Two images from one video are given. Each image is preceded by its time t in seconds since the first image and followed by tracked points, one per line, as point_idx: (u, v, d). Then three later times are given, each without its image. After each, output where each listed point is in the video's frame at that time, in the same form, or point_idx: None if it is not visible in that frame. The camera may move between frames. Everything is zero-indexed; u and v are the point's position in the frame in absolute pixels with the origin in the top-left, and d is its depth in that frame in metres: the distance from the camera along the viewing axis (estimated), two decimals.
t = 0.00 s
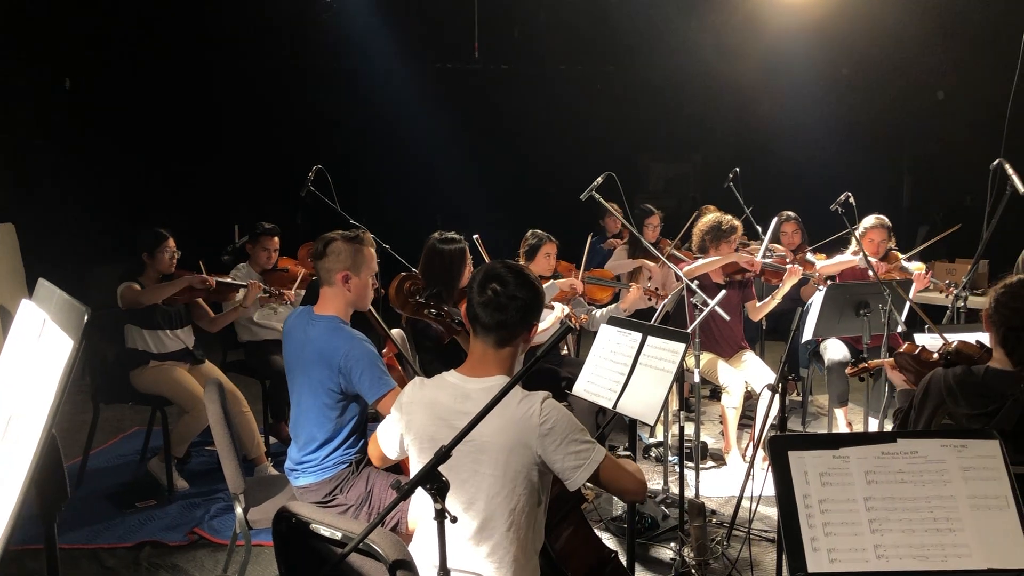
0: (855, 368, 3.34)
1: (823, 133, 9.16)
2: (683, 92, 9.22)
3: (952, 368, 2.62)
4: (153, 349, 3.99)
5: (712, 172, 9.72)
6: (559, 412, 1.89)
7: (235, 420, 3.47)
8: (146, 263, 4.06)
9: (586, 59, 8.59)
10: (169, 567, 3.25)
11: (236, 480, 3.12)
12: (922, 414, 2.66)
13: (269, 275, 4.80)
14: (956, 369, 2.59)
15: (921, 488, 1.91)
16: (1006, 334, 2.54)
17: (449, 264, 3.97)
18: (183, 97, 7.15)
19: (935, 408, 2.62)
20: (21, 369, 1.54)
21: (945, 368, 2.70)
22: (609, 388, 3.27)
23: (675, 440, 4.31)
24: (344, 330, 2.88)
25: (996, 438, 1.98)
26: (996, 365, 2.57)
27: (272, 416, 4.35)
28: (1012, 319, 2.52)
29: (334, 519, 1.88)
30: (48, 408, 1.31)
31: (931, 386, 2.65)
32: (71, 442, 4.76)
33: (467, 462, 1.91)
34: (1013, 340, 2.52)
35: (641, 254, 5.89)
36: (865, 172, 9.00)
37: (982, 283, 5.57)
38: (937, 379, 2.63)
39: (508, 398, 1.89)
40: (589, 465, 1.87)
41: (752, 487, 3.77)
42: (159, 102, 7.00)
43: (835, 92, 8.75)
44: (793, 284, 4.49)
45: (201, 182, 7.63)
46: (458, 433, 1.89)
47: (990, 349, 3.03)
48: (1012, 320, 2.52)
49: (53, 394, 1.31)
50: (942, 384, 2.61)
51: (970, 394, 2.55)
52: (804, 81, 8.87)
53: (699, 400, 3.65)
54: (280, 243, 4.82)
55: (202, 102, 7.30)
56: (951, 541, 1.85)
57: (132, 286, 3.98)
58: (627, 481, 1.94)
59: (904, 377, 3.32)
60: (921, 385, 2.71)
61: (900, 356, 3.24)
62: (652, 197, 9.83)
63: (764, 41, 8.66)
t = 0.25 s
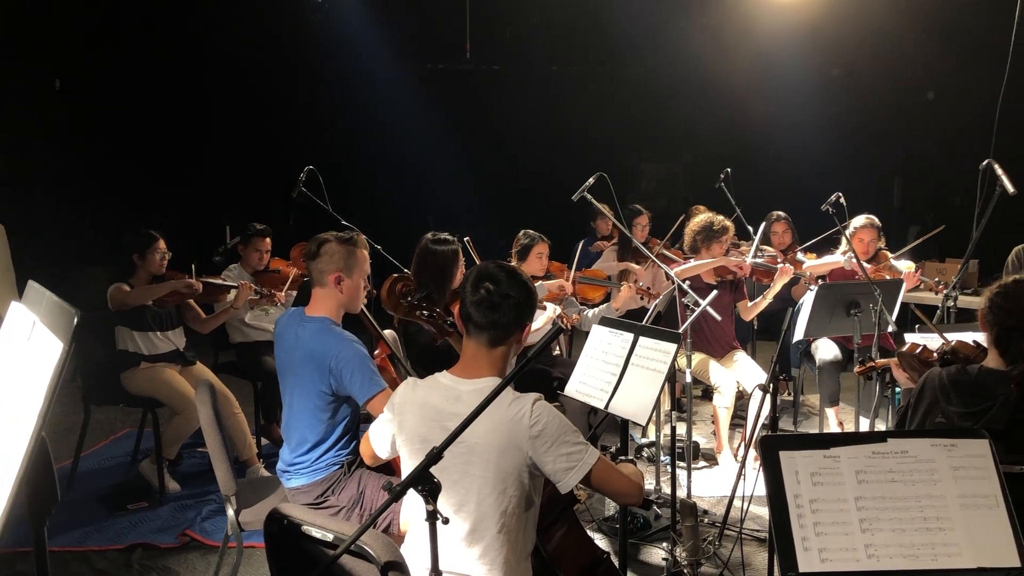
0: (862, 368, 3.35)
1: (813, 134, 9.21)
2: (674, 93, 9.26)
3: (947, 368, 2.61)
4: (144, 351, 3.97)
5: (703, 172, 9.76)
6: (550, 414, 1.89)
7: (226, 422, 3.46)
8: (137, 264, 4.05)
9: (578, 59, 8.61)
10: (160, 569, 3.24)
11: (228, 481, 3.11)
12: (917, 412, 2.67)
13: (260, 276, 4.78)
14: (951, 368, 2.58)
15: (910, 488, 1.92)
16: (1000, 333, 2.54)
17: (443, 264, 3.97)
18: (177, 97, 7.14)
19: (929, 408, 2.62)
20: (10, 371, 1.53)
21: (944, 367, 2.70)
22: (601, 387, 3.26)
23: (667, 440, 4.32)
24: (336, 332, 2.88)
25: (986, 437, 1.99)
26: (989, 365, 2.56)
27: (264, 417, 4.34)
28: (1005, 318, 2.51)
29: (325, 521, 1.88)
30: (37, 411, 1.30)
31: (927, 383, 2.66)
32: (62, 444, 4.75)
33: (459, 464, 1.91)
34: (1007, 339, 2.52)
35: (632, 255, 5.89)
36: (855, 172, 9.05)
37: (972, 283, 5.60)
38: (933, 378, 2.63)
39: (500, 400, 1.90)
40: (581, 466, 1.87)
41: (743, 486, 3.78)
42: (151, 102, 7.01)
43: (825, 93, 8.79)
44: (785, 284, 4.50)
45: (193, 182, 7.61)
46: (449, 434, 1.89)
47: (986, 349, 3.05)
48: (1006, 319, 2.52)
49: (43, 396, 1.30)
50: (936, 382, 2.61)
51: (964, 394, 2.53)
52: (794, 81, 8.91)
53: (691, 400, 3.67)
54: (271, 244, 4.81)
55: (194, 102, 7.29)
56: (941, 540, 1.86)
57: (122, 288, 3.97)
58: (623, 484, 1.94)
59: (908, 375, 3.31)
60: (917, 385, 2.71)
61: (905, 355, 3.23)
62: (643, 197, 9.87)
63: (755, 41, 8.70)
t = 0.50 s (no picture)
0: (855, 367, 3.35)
1: (805, 133, 9.25)
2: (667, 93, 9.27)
3: (937, 367, 2.59)
4: (135, 353, 3.96)
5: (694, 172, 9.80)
6: (541, 415, 1.88)
7: (217, 423, 3.45)
8: (127, 266, 4.03)
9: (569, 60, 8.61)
10: (151, 572, 3.23)
11: (219, 483, 3.10)
12: (906, 412, 2.64)
13: (251, 276, 4.77)
14: (940, 367, 2.56)
15: (901, 487, 1.92)
16: (986, 332, 2.50)
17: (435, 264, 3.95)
18: (170, 98, 7.12)
19: (919, 407, 2.59)
20: None
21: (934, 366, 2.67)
22: (593, 388, 3.26)
23: (659, 440, 4.33)
24: (327, 333, 2.87)
25: (976, 436, 1.99)
26: (977, 363, 2.52)
27: (255, 419, 4.33)
28: (991, 316, 2.48)
29: (315, 522, 1.89)
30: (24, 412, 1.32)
31: (916, 382, 2.63)
32: (52, 446, 4.73)
33: (450, 465, 1.91)
34: (994, 337, 2.48)
35: (622, 255, 5.87)
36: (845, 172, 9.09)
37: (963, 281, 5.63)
38: (922, 377, 2.60)
39: (490, 401, 1.89)
40: (573, 466, 1.86)
41: (734, 486, 3.79)
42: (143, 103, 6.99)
43: (816, 93, 8.81)
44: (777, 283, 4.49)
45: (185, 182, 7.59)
46: (440, 435, 1.88)
47: (975, 346, 3.08)
48: (991, 317, 2.48)
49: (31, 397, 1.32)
50: (926, 381, 2.58)
51: (954, 392, 2.50)
52: (785, 81, 8.93)
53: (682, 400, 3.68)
54: (262, 245, 4.79)
55: (185, 102, 7.24)
56: (931, 539, 1.87)
57: (111, 290, 3.95)
58: (619, 483, 1.93)
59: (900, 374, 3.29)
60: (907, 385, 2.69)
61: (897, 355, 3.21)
62: (634, 197, 9.90)
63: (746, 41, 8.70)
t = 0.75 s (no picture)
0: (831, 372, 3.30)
1: (794, 132, 9.28)
2: (657, 92, 9.29)
3: (918, 367, 2.59)
4: (122, 355, 3.96)
5: (683, 172, 9.84)
6: (528, 415, 1.88)
7: (206, 425, 3.44)
8: (114, 268, 4.02)
9: (559, 58, 8.61)
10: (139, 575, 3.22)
11: (207, 486, 3.09)
12: (890, 412, 2.64)
13: (239, 278, 4.75)
14: (921, 367, 2.56)
15: (888, 486, 1.93)
16: (967, 330, 2.52)
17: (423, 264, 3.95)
18: (158, 97, 7.08)
19: (902, 407, 2.60)
20: None
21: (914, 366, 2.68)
22: (582, 388, 3.26)
23: (649, 439, 4.33)
24: (314, 334, 2.86)
25: (963, 435, 2.00)
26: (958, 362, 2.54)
27: (244, 420, 4.32)
28: (971, 314, 2.51)
29: (302, 525, 1.97)
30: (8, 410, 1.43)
31: (898, 383, 2.63)
32: (39, 448, 4.70)
33: (437, 467, 1.90)
34: (974, 336, 2.50)
35: (611, 255, 5.87)
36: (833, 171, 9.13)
37: (950, 281, 5.66)
38: (904, 377, 2.61)
39: (477, 403, 1.88)
40: (561, 467, 1.84)
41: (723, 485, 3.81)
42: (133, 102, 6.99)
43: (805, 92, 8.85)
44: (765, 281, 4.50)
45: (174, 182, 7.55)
46: (427, 438, 1.88)
47: (955, 346, 3.12)
48: (972, 316, 2.51)
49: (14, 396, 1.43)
50: (907, 381, 2.59)
51: (935, 392, 2.51)
52: (775, 79, 8.96)
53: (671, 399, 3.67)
54: (250, 246, 4.77)
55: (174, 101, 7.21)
56: (918, 538, 1.87)
57: (97, 291, 3.95)
58: (609, 481, 1.91)
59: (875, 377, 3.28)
60: (889, 385, 2.69)
61: (872, 357, 3.23)
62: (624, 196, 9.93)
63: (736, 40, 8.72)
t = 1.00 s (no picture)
0: (807, 376, 3.30)
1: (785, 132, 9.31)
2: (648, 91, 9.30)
3: (901, 367, 2.60)
4: (111, 356, 3.94)
5: (673, 172, 9.91)
6: (516, 416, 1.87)
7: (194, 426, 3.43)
8: (102, 268, 4.00)
9: (550, 58, 8.61)
10: None
11: (196, 487, 3.08)
12: (874, 413, 2.63)
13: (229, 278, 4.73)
14: (904, 367, 2.57)
15: (877, 485, 1.93)
16: (949, 329, 2.52)
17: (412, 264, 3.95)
18: (147, 96, 7.05)
19: (886, 407, 2.58)
20: None
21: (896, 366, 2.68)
22: (572, 389, 3.25)
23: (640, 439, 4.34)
24: (303, 334, 2.85)
25: (952, 434, 2.00)
26: (939, 360, 2.54)
27: (233, 421, 4.30)
28: (952, 312, 2.51)
29: (291, 526, 1.97)
30: None
31: (880, 384, 2.63)
32: (28, 450, 4.68)
33: (426, 468, 1.89)
34: (956, 334, 2.50)
35: (600, 254, 5.86)
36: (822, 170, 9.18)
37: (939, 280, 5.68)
38: (887, 378, 2.61)
39: (466, 404, 1.87)
40: (550, 467, 1.83)
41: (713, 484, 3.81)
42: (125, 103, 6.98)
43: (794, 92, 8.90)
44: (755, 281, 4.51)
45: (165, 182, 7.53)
46: (416, 439, 1.87)
47: (934, 345, 3.13)
48: (953, 314, 2.50)
49: None
50: (890, 381, 2.59)
51: (919, 391, 2.51)
52: (765, 79, 8.98)
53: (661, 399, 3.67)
54: (240, 246, 4.75)
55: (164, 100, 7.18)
56: (908, 536, 1.87)
57: (85, 293, 3.93)
58: (600, 482, 1.87)
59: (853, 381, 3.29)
60: (871, 386, 2.68)
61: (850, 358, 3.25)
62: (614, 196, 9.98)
63: (726, 40, 8.73)
